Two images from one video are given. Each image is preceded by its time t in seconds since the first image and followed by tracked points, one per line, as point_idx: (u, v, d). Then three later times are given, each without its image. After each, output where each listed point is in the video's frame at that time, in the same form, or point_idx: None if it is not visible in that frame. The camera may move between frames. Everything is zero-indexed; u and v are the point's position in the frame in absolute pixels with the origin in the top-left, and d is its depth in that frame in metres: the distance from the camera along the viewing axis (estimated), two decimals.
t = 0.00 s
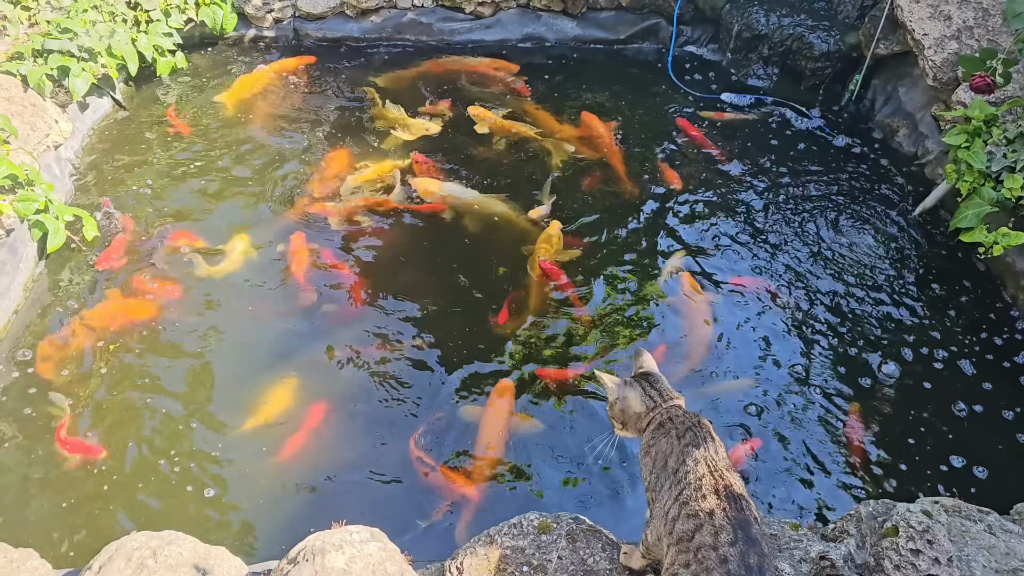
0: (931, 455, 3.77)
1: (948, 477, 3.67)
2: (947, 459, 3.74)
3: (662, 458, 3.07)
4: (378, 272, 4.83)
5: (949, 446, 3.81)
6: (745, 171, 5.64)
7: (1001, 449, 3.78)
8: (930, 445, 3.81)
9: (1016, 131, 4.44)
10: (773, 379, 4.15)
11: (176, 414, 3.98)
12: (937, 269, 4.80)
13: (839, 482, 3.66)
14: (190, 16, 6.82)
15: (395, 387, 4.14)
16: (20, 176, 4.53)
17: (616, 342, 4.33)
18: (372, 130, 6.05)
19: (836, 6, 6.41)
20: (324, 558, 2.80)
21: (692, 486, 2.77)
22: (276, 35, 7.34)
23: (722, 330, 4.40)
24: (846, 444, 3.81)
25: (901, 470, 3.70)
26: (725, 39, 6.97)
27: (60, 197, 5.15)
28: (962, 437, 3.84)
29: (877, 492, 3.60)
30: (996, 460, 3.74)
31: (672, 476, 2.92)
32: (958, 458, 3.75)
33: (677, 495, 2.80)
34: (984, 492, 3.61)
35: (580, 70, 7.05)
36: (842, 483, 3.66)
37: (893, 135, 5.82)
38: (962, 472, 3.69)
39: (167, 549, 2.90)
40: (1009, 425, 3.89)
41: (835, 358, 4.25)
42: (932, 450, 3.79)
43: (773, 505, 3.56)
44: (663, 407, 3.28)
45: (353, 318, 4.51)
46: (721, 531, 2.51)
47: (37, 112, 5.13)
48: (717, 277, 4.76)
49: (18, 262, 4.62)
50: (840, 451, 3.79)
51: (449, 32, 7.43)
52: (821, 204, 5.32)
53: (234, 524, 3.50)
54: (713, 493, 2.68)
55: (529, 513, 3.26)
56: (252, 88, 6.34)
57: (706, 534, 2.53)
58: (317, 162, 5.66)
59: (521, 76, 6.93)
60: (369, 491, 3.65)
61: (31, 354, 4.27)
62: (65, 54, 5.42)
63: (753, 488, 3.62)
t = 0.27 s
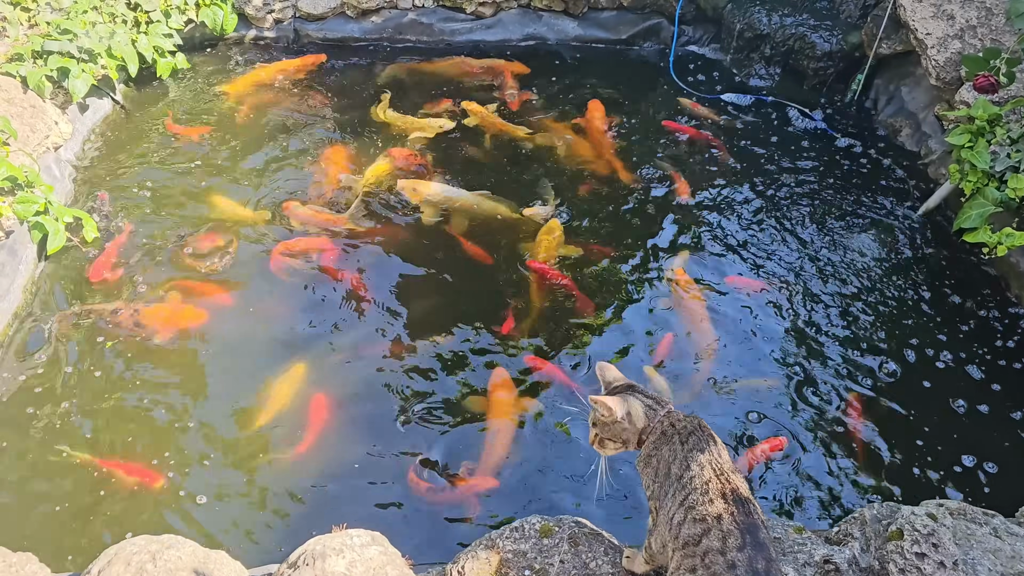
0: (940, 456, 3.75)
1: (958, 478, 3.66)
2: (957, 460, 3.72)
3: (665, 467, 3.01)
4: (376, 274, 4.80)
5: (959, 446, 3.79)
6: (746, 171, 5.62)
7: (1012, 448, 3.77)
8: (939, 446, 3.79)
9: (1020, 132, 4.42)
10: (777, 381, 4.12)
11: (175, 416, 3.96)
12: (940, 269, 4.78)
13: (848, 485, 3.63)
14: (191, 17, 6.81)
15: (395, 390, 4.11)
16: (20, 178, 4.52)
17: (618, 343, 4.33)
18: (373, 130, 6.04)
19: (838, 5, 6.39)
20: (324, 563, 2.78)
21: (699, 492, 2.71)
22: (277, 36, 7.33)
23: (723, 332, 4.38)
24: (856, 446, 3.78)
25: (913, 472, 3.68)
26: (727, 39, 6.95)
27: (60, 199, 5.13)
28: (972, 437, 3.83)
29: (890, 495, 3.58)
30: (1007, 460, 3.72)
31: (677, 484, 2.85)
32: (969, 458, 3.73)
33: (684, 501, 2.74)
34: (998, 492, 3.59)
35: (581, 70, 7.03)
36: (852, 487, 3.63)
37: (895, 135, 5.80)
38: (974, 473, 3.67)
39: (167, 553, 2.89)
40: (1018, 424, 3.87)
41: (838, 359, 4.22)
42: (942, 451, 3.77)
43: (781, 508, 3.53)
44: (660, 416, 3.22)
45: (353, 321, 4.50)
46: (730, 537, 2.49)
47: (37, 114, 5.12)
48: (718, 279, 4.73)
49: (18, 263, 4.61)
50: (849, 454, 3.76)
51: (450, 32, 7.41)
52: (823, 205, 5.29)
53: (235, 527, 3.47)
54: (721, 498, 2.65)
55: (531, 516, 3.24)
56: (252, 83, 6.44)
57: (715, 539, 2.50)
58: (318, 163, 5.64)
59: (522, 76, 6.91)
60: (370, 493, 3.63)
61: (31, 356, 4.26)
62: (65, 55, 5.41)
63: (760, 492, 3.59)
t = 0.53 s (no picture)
0: (942, 456, 3.73)
1: (961, 476, 3.64)
2: (962, 459, 3.71)
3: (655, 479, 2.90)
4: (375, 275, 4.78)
5: (960, 446, 3.78)
6: (746, 172, 5.61)
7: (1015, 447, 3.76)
8: (942, 447, 3.78)
9: (1021, 132, 4.40)
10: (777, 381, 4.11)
11: (175, 417, 3.96)
12: (940, 270, 4.76)
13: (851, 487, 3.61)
14: (190, 19, 6.82)
15: (392, 390, 4.10)
16: (19, 179, 4.52)
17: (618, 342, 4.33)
18: (372, 132, 6.03)
19: (838, 5, 6.38)
20: (322, 564, 2.78)
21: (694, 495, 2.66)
22: (276, 37, 7.33)
23: (722, 333, 4.37)
24: (858, 448, 3.77)
25: (916, 473, 3.66)
26: (727, 40, 6.94)
27: (59, 200, 5.13)
28: (974, 438, 3.81)
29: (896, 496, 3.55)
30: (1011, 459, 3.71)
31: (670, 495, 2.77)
32: (973, 456, 3.73)
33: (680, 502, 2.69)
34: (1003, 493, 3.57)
35: (581, 70, 7.02)
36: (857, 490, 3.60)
37: (896, 135, 5.78)
38: (976, 473, 3.65)
39: (164, 555, 2.89)
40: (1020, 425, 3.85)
41: (838, 360, 4.21)
42: (945, 451, 3.75)
43: (784, 510, 3.51)
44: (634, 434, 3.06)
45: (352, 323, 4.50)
46: (732, 530, 2.46)
47: (36, 116, 5.11)
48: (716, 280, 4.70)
49: (16, 265, 4.60)
50: (852, 455, 3.75)
51: (450, 34, 7.41)
52: (822, 205, 5.28)
53: (235, 529, 3.47)
54: (720, 489, 2.62)
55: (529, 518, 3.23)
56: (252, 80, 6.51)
57: (717, 534, 2.47)
58: (317, 164, 5.63)
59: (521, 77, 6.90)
60: (369, 494, 3.61)
61: (29, 358, 4.25)
62: (64, 57, 5.41)
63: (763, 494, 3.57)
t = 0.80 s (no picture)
0: (943, 462, 3.74)
1: (963, 482, 3.66)
2: (966, 466, 3.72)
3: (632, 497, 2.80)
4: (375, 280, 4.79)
5: (959, 451, 3.79)
6: (744, 178, 5.62)
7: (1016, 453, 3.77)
8: (943, 452, 3.79)
9: (1018, 138, 4.41)
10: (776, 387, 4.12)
11: (174, 425, 3.96)
12: (938, 276, 4.77)
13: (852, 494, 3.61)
14: (189, 24, 6.84)
15: (392, 397, 4.10)
16: (18, 186, 4.53)
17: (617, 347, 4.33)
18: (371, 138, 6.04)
19: (836, 11, 6.38)
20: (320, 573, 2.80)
21: (675, 491, 2.65)
22: (276, 43, 7.34)
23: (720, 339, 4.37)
24: (860, 455, 3.78)
25: (919, 480, 3.67)
26: (725, 45, 6.95)
27: (58, 206, 5.13)
28: (975, 443, 3.82)
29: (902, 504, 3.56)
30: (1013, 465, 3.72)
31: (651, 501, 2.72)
32: (975, 460, 3.75)
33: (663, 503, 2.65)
34: (1006, 498, 3.58)
35: (580, 76, 7.04)
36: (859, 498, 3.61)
37: (894, 141, 5.78)
38: (980, 480, 3.66)
39: (162, 564, 2.93)
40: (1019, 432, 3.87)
41: (836, 366, 4.21)
42: (946, 457, 3.77)
43: (786, 516, 3.51)
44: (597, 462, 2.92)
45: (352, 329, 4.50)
46: (718, 512, 2.48)
47: (35, 122, 5.13)
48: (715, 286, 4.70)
49: (15, 272, 4.60)
50: (854, 462, 3.75)
51: (449, 39, 7.42)
52: (821, 211, 5.29)
53: (234, 537, 3.46)
54: (699, 476, 2.67)
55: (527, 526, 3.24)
56: (254, 84, 6.60)
57: (705, 516, 2.48)
58: (316, 170, 5.64)
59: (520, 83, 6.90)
60: (369, 502, 3.61)
61: (28, 365, 4.25)
62: (63, 63, 5.42)
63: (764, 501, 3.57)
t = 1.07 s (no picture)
0: (945, 464, 3.76)
1: (966, 482, 3.68)
2: (970, 467, 3.74)
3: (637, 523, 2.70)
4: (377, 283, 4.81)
5: (960, 453, 3.81)
6: (745, 182, 5.64)
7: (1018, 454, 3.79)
8: (944, 454, 3.81)
9: (1019, 143, 4.42)
10: (777, 389, 4.14)
11: (177, 428, 3.96)
12: (939, 279, 4.79)
13: (857, 497, 3.62)
14: (191, 29, 6.86)
15: (394, 400, 4.11)
16: (21, 190, 4.54)
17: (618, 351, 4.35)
18: (374, 142, 6.05)
19: (837, 15, 6.40)
20: None
21: (677, 506, 2.63)
22: (277, 47, 7.36)
23: (721, 342, 4.39)
24: (862, 458, 3.79)
25: (923, 482, 3.68)
26: (726, 50, 6.97)
27: (60, 210, 5.13)
28: (976, 445, 3.84)
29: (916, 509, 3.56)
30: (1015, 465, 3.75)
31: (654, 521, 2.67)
32: (977, 459, 3.78)
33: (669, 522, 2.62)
34: (1009, 498, 3.60)
35: (581, 80, 7.05)
36: (863, 501, 3.61)
37: (895, 146, 5.80)
38: (985, 481, 3.68)
39: (165, 568, 2.94)
40: (1019, 434, 3.88)
41: (837, 368, 4.24)
42: (948, 459, 3.78)
43: (789, 519, 3.52)
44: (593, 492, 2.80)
45: (354, 332, 4.51)
46: (728, 517, 2.50)
47: (38, 126, 5.14)
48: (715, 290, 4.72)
49: (18, 275, 4.60)
50: (857, 465, 3.76)
51: (450, 44, 7.44)
52: (822, 214, 5.31)
53: (238, 540, 3.46)
54: (698, 482, 2.67)
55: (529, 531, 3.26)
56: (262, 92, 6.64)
57: (715, 521, 2.50)
58: (318, 174, 5.65)
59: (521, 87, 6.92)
60: (372, 505, 3.61)
61: (30, 368, 4.25)
62: (66, 67, 5.43)
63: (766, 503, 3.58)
